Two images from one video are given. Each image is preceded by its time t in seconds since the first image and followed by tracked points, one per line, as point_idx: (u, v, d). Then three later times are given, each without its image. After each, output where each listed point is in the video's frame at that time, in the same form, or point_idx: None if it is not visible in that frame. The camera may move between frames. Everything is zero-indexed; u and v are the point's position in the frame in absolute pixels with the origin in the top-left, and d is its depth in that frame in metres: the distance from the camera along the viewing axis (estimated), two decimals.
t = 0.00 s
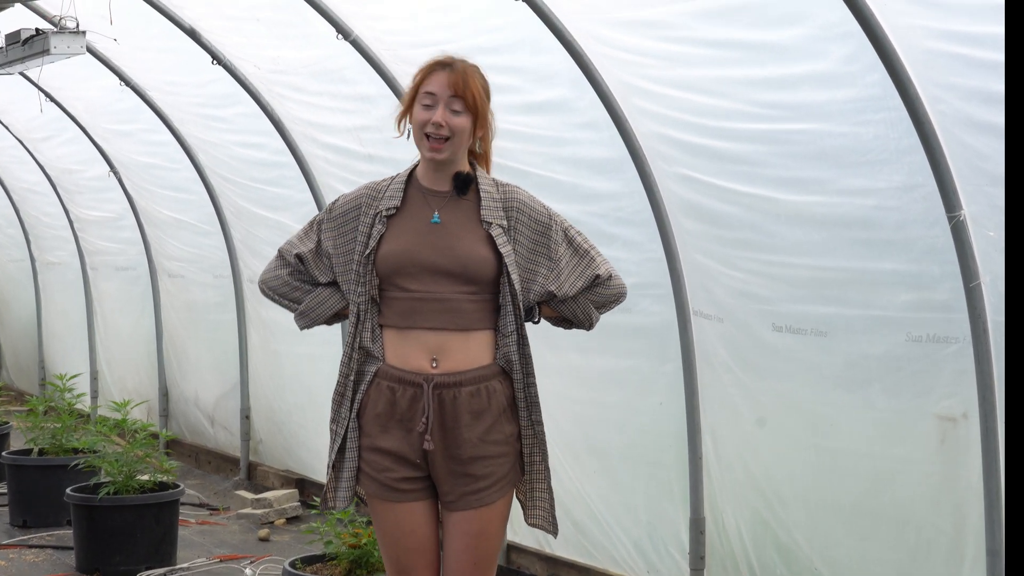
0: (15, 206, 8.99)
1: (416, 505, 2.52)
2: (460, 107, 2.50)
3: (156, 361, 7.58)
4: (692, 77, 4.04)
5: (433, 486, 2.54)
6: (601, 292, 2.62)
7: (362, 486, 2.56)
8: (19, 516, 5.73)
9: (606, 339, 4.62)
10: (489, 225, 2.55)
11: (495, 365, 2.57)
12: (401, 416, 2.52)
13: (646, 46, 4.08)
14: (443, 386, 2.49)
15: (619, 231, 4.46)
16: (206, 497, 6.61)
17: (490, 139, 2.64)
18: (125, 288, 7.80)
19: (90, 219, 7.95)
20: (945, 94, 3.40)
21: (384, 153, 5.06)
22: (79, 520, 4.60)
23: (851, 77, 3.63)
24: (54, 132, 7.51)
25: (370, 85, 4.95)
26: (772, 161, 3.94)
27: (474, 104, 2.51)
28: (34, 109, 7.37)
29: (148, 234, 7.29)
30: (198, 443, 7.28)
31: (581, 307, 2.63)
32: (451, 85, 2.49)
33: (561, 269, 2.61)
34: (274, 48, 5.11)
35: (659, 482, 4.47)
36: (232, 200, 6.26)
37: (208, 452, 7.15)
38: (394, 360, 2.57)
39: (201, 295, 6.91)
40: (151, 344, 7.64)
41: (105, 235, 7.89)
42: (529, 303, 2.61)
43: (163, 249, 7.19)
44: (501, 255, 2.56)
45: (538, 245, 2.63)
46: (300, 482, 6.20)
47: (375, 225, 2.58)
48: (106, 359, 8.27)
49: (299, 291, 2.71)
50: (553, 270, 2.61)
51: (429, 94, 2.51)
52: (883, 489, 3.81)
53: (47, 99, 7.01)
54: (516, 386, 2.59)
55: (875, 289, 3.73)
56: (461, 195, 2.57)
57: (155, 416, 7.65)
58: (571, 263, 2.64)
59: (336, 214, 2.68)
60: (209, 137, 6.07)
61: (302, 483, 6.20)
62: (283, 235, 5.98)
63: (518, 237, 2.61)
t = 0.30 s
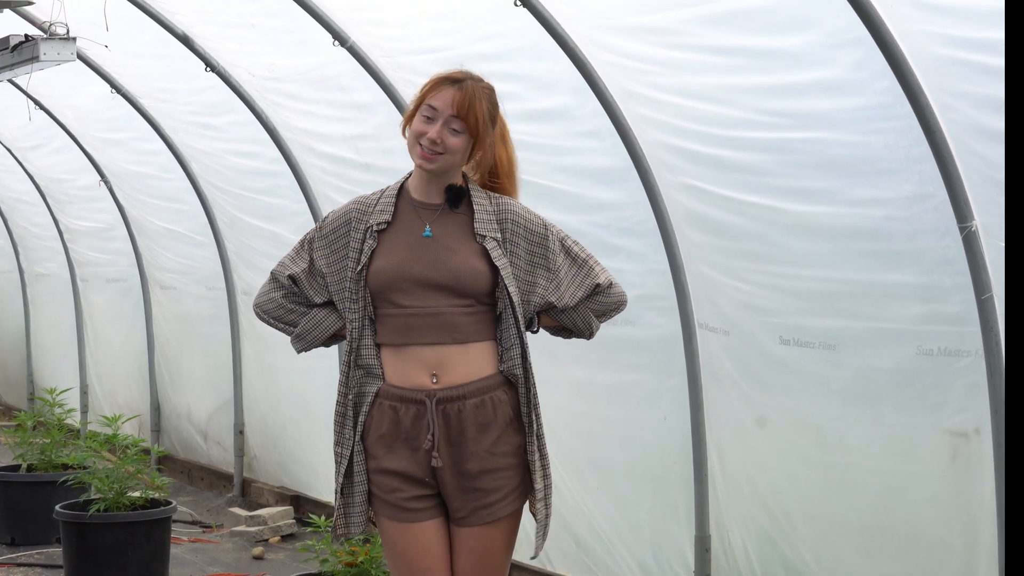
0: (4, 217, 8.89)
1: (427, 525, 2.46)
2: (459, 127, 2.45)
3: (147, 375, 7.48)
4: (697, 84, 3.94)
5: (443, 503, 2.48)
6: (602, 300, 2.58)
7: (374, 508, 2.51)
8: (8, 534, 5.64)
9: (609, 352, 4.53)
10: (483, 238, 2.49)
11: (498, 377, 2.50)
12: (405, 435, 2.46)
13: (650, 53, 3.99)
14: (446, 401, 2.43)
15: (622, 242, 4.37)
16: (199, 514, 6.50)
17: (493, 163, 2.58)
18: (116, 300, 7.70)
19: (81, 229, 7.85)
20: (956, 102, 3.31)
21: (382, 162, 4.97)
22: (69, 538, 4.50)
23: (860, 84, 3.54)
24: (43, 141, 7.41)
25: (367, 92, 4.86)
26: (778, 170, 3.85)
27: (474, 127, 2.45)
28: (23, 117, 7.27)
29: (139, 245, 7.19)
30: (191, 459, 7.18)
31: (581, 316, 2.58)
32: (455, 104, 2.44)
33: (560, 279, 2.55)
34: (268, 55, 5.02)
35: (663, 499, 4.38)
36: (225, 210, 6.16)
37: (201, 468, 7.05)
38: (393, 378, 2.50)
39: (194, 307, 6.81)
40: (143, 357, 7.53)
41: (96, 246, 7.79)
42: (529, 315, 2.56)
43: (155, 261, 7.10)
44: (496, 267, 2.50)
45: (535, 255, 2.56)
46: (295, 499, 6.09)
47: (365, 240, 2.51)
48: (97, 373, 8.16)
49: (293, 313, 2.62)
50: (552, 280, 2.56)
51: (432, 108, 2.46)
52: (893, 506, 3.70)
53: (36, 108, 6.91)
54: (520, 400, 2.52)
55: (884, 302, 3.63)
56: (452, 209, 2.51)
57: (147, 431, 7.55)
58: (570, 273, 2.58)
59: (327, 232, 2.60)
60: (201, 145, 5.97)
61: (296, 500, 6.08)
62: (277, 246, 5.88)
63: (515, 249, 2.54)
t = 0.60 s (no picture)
0: None
1: (432, 535, 2.40)
2: (470, 130, 2.40)
3: (140, 383, 7.40)
4: (700, 87, 3.87)
5: (447, 513, 2.43)
6: (609, 307, 2.53)
7: (377, 519, 2.46)
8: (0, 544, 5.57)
9: (611, 360, 4.46)
10: (488, 244, 2.44)
11: (502, 385, 2.44)
12: (408, 444, 2.41)
13: (653, 56, 3.92)
14: (450, 410, 2.38)
15: (625, 248, 4.29)
16: (194, 525, 6.43)
17: (500, 164, 2.54)
18: (110, 307, 7.62)
19: (73, 235, 7.78)
20: (965, 105, 3.24)
21: (379, 167, 4.90)
22: (61, 549, 4.43)
23: (867, 88, 3.47)
24: (35, 145, 7.34)
25: (364, 96, 4.79)
26: (783, 175, 3.78)
27: (485, 131, 2.40)
28: (14, 120, 7.20)
29: (133, 250, 7.12)
30: (186, 469, 7.10)
31: (587, 323, 2.55)
32: (464, 107, 2.39)
33: (566, 285, 2.50)
34: (264, 58, 4.95)
35: (666, 510, 4.30)
36: (220, 215, 6.09)
37: (195, 479, 6.97)
38: (397, 387, 2.46)
39: (188, 314, 6.74)
40: (136, 365, 7.46)
41: (89, 252, 7.71)
42: (534, 322, 2.51)
43: (150, 267, 7.02)
44: (501, 274, 2.45)
45: (541, 261, 2.51)
46: (291, 510, 6.02)
47: (368, 246, 2.46)
48: (89, 380, 8.09)
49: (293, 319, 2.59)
50: (559, 287, 2.50)
51: (439, 113, 2.40)
52: (900, 517, 3.62)
53: (28, 112, 6.85)
54: (524, 409, 2.46)
55: (891, 309, 3.55)
56: (456, 215, 2.45)
57: (141, 440, 7.47)
58: (576, 280, 2.53)
59: (328, 236, 2.56)
60: (196, 149, 5.90)
61: (293, 511, 6.01)
62: (273, 252, 5.80)
63: (520, 255, 2.49)
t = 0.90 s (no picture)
0: None
1: (432, 539, 2.38)
2: (473, 127, 2.39)
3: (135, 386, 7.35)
4: (703, 86, 3.82)
5: (447, 516, 2.41)
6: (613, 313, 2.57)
7: (376, 521, 2.42)
8: None
9: (613, 362, 4.40)
10: (495, 247, 2.44)
11: (506, 387, 2.44)
12: (410, 445, 2.39)
13: (656, 54, 3.86)
14: (453, 411, 2.36)
15: (626, 248, 4.23)
16: (190, 530, 6.37)
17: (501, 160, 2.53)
18: (103, 309, 7.56)
19: (66, 235, 7.72)
20: (972, 104, 3.18)
21: (378, 166, 4.84)
22: (55, 554, 4.38)
23: (872, 87, 3.41)
24: (28, 144, 7.28)
25: (362, 94, 4.73)
26: (787, 175, 3.72)
27: (489, 126, 2.40)
28: (7, 119, 7.14)
29: (127, 251, 7.06)
30: (181, 472, 7.05)
31: (591, 328, 2.57)
32: (465, 104, 2.38)
33: (572, 290, 2.53)
34: (261, 56, 4.89)
35: (669, 514, 4.25)
36: (216, 215, 6.03)
37: (191, 482, 6.92)
38: (398, 387, 2.43)
39: (183, 315, 6.68)
40: (130, 367, 7.40)
41: (82, 252, 7.65)
42: (539, 326, 2.53)
43: (144, 268, 6.96)
44: (506, 277, 2.45)
45: (546, 265, 2.53)
46: (290, 514, 5.98)
47: (371, 246, 2.45)
48: (83, 383, 8.03)
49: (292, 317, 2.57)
50: (565, 291, 2.53)
51: (440, 113, 2.39)
52: (907, 521, 3.56)
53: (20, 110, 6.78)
54: (529, 412, 2.46)
55: (897, 311, 3.50)
56: (463, 217, 2.45)
57: (136, 443, 7.41)
58: (581, 285, 2.56)
59: (330, 235, 2.54)
60: (191, 148, 5.84)
61: (290, 516, 5.99)
62: (270, 252, 5.75)
63: (526, 259, 2.51)
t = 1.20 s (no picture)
0: None
1: (423, 540, 2.42)
2: (454, 112, 2.41)
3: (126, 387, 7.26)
4: (707, 80, 3.74)
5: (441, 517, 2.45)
6: (619, 318, 2.57)
7: (369, 520, 2.47)
8: None
9: (615, 363, 4.32)
10: (502, 245, 2.47)
11: (508, 390, 2.47)
12: (407, 443, 2.43)
13: (659, 47, 3.78)
14: (453, 412, 2.40)
15: (628, 246, 4.15)
16: (182, 534, 6.29)
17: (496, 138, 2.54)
18: (94, 308, 7.47)
19: (57, 233, 7.62)
20: (983, 99, 3.10)
21: (374, 162, 4.75)
22: (45, 559, 4.29)
23: (881, 80, 3.33)
24: (19, 140, 7.20)
25: (359, 89, 4.65)
26: (794, 171, 3.64)
27: (468, 106, 2.41)
28: None
29: (118, 249, 6.97)
30: (173, 476, 6.97)
31: (597, 332, 2.58)
32: (437, 94, 2.39)
33: (579, 291, 2.54)
34: (256, 49, 4.81)
35: (672, 518, 4.17)
36: (210, 213, 5.95)
37: (183, 485, 6.84)
38: (398, 385, 2.47)
39: (176, 315, 6.60)
40: (122, 368, 7.31)
41: (73, 251, 7.56)
42: (544, 326, 2.54)
43: (137, 267, 6.88)
44: (513, 276, 2.47)
45: (554, 265, 2.55)
46: (284, 519, 5.88)
47: (378, 241, 2.49)
48: (75, 384, 7.95)
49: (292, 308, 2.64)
50: (571, 292, 2.54)
51: (419, 112, 2.42)
52: (915, 526, 3.48)
53: (11, 106, 6.70)
54: (531, 415, 2.51)
55: (906, 311, 3.41)
56: (471, 213, 2.48)
57: (128, 445, 7.33)
58: (588, 286, 2.57)
59: (335, 228, 2.60)
60: (184, 144, 5.75)
61: (285, 519, 5.88)
62: (265, 251, 5.66)
63: (534, 258, 2.53)
